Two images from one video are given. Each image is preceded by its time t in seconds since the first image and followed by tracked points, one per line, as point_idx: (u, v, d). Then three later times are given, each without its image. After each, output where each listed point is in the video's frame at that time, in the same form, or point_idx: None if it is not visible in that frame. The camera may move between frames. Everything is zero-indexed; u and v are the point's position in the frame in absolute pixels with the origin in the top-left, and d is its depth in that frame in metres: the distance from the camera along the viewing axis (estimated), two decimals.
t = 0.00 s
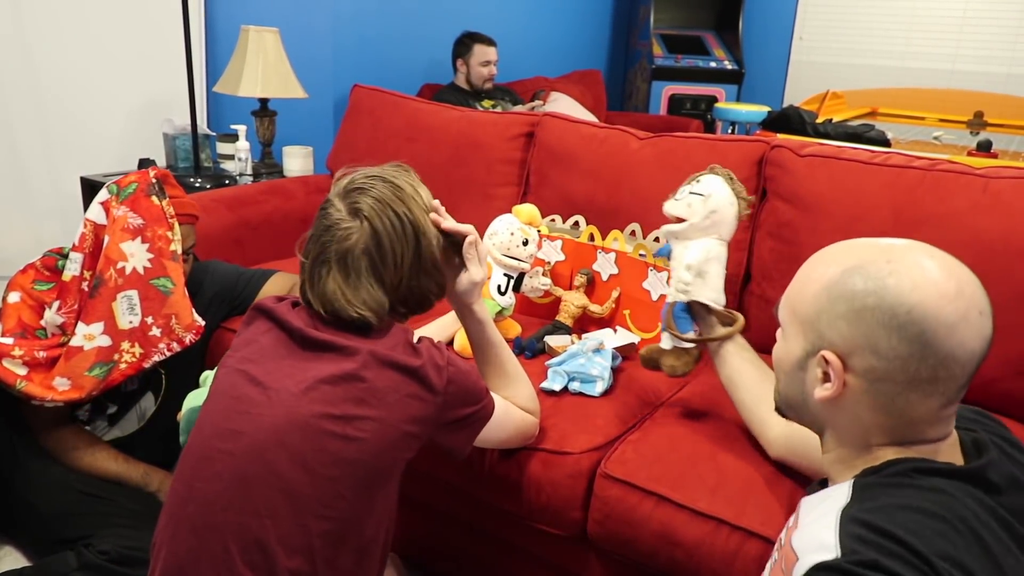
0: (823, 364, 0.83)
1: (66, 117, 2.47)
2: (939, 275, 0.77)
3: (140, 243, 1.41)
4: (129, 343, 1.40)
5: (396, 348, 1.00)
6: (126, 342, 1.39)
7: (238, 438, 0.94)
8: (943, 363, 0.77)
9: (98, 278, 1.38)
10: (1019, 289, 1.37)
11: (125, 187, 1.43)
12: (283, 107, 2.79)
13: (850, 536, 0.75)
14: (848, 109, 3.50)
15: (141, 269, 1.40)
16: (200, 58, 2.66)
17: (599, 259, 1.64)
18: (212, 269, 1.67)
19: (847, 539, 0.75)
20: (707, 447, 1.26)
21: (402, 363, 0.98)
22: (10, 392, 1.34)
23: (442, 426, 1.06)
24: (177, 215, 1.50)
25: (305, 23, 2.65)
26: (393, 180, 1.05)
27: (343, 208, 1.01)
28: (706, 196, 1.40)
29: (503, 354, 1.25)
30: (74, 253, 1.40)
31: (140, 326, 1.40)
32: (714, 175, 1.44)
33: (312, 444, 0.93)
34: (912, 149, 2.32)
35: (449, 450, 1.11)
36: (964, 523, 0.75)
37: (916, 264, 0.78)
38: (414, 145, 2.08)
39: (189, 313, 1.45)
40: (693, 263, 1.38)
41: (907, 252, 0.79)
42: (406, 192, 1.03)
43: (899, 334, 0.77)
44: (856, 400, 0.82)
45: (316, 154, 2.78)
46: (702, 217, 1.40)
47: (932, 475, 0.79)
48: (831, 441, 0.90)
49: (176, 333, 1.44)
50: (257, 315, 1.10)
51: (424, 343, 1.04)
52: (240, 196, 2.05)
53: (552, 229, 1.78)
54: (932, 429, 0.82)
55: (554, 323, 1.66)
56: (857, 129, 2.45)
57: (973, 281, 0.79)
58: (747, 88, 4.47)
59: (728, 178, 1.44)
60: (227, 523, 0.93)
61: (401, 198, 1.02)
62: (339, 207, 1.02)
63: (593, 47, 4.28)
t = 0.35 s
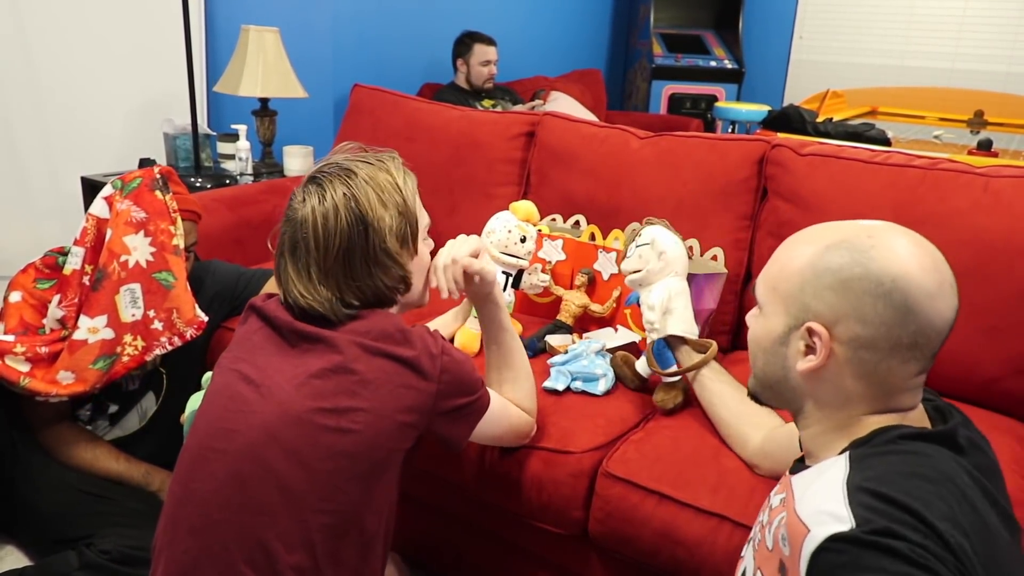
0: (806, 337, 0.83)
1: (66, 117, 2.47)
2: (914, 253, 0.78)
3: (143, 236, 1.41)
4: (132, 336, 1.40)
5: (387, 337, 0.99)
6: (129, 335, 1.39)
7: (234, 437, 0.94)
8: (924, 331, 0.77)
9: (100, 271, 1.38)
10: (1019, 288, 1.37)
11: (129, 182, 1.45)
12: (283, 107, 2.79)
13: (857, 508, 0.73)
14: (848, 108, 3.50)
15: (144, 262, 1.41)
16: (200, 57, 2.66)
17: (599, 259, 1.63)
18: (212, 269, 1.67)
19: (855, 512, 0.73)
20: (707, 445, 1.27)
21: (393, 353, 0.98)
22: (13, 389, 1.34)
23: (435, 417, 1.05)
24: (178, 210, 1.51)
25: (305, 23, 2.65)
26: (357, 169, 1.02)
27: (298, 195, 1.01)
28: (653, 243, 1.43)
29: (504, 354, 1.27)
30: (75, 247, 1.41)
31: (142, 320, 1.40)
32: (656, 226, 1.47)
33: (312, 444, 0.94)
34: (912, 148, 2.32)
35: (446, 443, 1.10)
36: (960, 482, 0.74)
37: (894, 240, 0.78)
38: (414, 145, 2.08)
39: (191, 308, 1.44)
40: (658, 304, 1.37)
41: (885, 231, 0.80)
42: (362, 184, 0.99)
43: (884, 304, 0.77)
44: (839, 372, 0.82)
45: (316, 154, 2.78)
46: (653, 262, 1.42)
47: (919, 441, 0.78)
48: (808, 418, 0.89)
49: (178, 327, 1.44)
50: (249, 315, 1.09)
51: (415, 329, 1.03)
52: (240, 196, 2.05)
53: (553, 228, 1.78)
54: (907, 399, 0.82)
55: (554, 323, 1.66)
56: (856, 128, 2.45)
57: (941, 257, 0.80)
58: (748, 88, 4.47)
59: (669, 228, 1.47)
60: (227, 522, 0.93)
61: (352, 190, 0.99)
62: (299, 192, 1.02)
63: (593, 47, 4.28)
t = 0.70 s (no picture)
0: (814, 323, 0.88)
1: (66, 117, 2.47)
2: (917, 249, 0.82)
3: (149, 232, 1.43)
4: (135, 333, 1.42)
5: (422, 315, 1.01)
6: (132, 332, 1.41)
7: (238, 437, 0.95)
8: (916, 320, 0.81)
9: (105, 268, 1.39)
10: (1020, 288, 1.37)
11: (132, 179, 1.45)
12: (283, 108, 2.80)
13: (794, 484, 0.79)
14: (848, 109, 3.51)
15: (150, 258, 1.43)
16: (200, 58, 2.68)
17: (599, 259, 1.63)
18: (213, 269, 1.68)
19: (792, 487, 0.79)
20: (709, 445, 1.27)
21: (428, 331, 0.99)
22: (15, 387, 1.34)
23: (476, 390, 1.07)
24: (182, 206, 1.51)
25: (305, 22, 2.65)
26: (429, 163, 1.07)
27: (369, 174, 1.05)
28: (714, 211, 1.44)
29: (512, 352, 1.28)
30: (76, 246, 1.39)
31: (146, 316, 1.43)
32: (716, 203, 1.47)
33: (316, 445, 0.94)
34: (911, 148, 2.32)
35: (482, 422, 1.13)
36: (910, 478, 0.77)
37: (898, 236, 0.83)
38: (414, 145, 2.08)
39: (195, 303, 1.48)
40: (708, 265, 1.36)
41: (891, 228, 0.84)
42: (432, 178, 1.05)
43: (879, 295, 0.82)
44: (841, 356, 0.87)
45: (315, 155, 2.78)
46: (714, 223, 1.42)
47: (887, 434, 0.81)
48: (813, 398, 0.94)
49: (182, 323, 1.47)
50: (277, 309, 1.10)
51: (449, 307, 1.05)
52: (241, 197, 2.05)
53: (552, 228, 1.78)
54: (902, 385, 0.86)
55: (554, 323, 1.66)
56: (856, 128, 2.45)
57: (944, 253, 0.84)
58: (747, 88, 4.47)
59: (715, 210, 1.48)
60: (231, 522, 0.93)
61: (422, 181, 1.04)
62: (361, 171, 1.06)
63: (592, 47, 4.28)
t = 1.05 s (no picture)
0: (797, 332, 0.88)
1: (67, 117, 2.47)
2: (890, 247, 0.83)
3: (148, 231, 1.43)
4: (135, 332, 1.42)
5: (422, 316, 1.01)
6: (132, 331, 1.41)
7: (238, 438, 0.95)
8: (897, 318, 0.81)
9: (105, 268, 1.39)
10: (1019, 289, 1.37)
11: (132, 179, 1.45)
12: (283, 108, 2.80)
13: (794, 483, 0.79)
14: (848, 109, 3.51)
15: (149, 257, 1.43)
16: (200, 58, 2.68)
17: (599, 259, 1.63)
18: (214, 269, 1.68)
19: (791, 487, 0.79)
20: (709, 445, 1.27)
21: (428, 332, 0.99)
22: (15, 386, 1.34)
23: (476, 392, 1.07)
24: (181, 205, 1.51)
25: (304, 22, 2.65)
26: (419, 160, 1.07)
27: (358, 178, 1.06)
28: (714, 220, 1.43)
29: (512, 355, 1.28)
30: (75, 246, 1.39)
31: (145, 315, 1.43)
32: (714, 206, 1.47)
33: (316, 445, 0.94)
34: (911, 149, 2.32)
35: (481, 423, 1.13)
36: (909, 480, 0.77)
37: (870, 237, 0.83)
38: (414, 146, 2.08)
39: (195, 303, 1.48)
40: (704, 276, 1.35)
41: (861, 229, 0.85)
42: (426, 176, 1.05)
43: (857, 297, 0.82)
44: (830, 361, 0.87)
45: (316, 155, 2.78)
46: (706, 228, 1.41)
47: (887, 434, 0.80)
48: (810, 405, 0.94)
49: (181, 322, 1.47)
50: (277, 310, 1.10)
51: (448, 308, 1.05)
52: (242, 197, 2.05)
53: (552, 229, 1.78)
54: (892, 383, 0.86)
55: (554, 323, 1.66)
56: (856, 129, 2.45)
57: (917, 247, 0.85)
58: (747, 88, 4.47)
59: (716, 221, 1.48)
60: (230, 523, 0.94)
61: (419, 179, 1.04)
62: (361, 173, 1.07)
63: (593, 48, 4.28)
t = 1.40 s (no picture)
0: (797, 333, 0.88)
1: (66, 119, 2.47)
2: (884, 243, 0.83)
3: (147, 233, 1.43)
4: (134, 333, 1.42)
5: (420, 316, 1.01)
6: (131, 332, 1.41)
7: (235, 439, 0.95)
8: (895, 312, 0.82)
9: (104, 269, 1.39)
10: (1019, 288, 1.37)
11: (131, 180, 1.45)
12: (282, 109, 2.80)
13: (808, 482, 0.78)
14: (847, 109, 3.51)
15: (149, 258, 1.43)
16: (198, 59, 2.69)
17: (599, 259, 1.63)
18: (213, 270, 1.68)
19: (805, 486, 0.78)
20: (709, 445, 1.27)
21: (426, 334, 0.99)
22: (14, 388, 1.34)
23: (474, 393, 1.06)
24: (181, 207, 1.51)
25: (303, 22, 2.65)
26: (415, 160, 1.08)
27: (354, 180, 1.06)
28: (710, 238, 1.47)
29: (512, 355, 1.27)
30: (74, 247, 1.39)
31: (145, 317, 1.43)
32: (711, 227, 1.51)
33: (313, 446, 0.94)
34: (911, 148, 2.32)
35: (479, 424, 1.12)
36: (922, 481, 0.77)
37: (862, 235, 0.84)
38: (414, 146, 2.08)
39: (194, 304, 1.48)
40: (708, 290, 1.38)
41: (853, 228, 0.86)
42: (422, 174, 1.06)
43: (854, 294, 0.82)
44: (832, 361, 0.87)
45: (315, 156, 2.78)
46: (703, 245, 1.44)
47: (900, 434, 0.80)
48: (817, 407, 0.94)
49: (181, 323, 1.47)
50: (276, 312, 1.10)
51: (446, 308, 1.04)
52: (241, 198, 2.05)
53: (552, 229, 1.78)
54: (896, 378, 0.86)
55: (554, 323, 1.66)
56: (855, 128, 2.45)
57: (910, 242, 0.85)
58: (747, 88, 4.47)
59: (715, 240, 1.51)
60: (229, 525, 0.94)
61: (417, 179, 1.04)
62: (359, 174, 1.07)
63: (592, 48, 4.28)
